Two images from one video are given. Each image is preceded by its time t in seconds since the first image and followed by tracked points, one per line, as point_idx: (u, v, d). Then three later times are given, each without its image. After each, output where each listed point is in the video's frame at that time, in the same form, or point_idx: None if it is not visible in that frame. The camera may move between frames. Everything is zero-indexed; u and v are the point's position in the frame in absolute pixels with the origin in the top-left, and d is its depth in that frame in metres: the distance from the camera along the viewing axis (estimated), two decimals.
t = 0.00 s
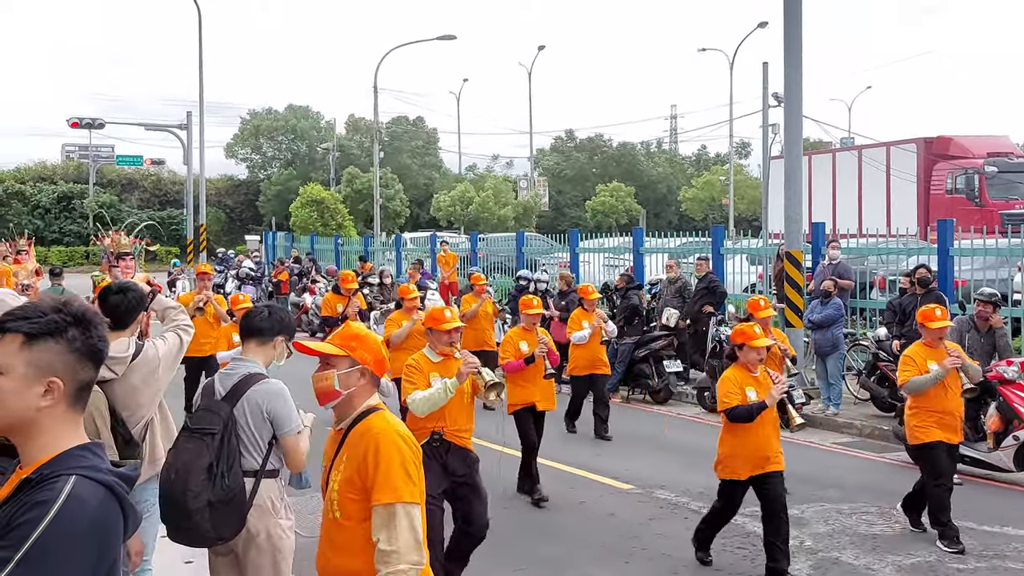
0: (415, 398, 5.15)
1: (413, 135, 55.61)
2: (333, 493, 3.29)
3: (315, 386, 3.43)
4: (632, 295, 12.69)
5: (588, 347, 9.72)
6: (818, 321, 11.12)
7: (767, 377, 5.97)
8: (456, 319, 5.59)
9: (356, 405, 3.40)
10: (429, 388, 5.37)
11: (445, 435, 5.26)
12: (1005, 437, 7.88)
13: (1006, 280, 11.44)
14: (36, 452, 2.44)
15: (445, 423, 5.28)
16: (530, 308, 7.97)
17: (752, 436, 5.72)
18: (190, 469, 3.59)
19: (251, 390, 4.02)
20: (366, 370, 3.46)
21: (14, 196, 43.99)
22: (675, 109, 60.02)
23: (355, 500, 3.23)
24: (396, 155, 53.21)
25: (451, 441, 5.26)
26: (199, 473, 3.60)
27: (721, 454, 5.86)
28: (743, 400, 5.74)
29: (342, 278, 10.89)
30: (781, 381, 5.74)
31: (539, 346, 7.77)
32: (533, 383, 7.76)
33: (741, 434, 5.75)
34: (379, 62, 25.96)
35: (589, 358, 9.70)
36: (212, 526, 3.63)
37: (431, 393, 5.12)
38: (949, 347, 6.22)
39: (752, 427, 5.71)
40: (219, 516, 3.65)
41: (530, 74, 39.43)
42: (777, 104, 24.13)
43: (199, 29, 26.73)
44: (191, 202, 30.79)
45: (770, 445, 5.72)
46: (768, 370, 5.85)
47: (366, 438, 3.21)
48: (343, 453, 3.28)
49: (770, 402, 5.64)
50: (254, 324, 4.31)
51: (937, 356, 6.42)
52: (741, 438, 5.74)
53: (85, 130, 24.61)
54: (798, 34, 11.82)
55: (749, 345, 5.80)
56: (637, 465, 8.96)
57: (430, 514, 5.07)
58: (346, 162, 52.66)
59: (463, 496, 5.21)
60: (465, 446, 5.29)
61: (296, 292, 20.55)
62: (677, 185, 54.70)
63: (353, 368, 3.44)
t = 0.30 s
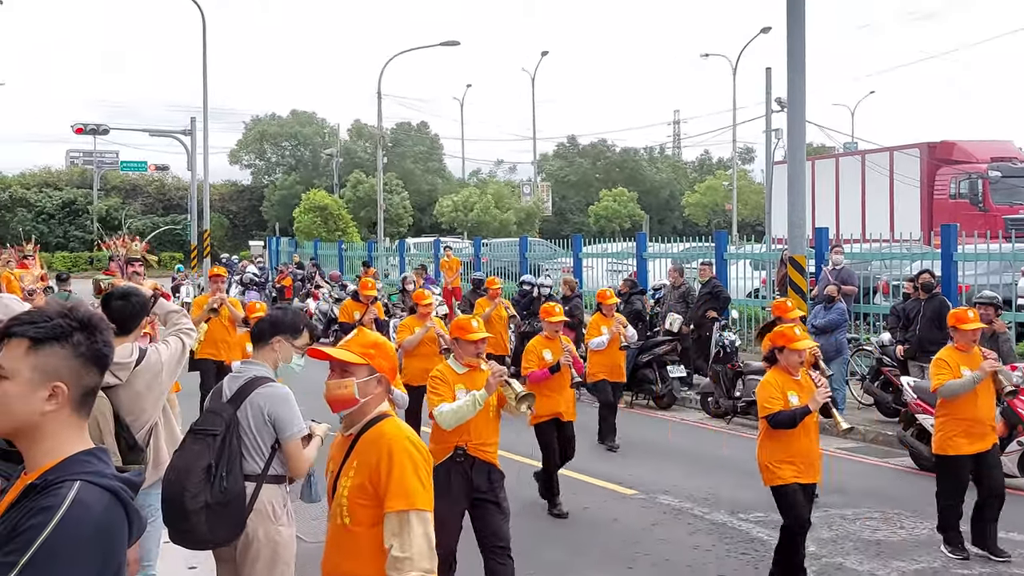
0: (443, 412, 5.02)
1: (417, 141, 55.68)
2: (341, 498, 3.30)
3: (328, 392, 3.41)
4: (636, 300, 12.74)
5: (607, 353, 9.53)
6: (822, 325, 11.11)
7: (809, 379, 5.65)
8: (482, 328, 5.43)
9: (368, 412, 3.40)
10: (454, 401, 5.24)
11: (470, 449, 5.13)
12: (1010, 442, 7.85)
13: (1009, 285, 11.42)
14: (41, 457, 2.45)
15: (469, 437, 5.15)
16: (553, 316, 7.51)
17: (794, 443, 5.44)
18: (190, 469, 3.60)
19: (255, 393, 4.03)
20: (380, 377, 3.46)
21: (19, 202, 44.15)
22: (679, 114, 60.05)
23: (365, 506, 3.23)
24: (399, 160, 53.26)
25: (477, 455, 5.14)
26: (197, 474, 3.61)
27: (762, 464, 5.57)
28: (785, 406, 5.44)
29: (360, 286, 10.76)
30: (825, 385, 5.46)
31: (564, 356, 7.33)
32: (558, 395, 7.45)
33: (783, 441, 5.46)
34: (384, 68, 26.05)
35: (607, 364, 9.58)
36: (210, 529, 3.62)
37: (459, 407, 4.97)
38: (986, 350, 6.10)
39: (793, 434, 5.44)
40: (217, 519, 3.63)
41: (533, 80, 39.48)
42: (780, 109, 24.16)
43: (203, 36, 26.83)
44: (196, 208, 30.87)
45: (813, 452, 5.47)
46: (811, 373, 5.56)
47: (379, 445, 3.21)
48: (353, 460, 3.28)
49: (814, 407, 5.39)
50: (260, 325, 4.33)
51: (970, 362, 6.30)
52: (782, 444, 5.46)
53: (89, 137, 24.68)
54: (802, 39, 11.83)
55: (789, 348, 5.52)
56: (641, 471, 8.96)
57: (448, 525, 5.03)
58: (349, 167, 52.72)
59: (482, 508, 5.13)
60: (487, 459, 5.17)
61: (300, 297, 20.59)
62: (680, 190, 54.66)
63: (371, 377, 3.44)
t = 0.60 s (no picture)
0: (478, 424, 4.96)
1: (419, 148, 55.77)
2: (356, 511, 3.28)
3: (350, 403, 3.38)
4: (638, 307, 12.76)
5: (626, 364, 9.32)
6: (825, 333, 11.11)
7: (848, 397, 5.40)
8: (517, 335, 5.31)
9: (388, 426, 3.39)
10: (490, 411, 5.18)
11: (507, 462, 5.15)
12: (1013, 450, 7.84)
13: (1012, 292, 11.40)
14: (43, 464, 2.45)
15: (506, 449, 5.18)
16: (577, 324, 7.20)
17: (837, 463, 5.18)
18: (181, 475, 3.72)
19: (252, 402, 4.01)
20: (402, 392, 3.45)
21: (22, 210, 44.24)
22: (681, 122, 60.14)
23: (381, 522, 3.22)
24: (402, 168, 53.31)
25: (515, 468, 5.15)
26: (187, 482, 3.71)
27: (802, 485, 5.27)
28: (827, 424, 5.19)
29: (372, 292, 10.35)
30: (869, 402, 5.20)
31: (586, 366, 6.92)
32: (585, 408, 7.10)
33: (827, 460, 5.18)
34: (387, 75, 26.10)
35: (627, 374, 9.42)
36: (199, 536, 3.68)
37: (494, 419, 4.92)
38: None
39: (838, 454, 5.18)
40: (205, 524, 3.69)
41: (535, 88, 39.55)
42: (782, 116, 24.18)
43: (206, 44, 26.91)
44: (199, 216, 30.92)
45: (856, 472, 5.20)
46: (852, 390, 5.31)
47: (400, 462, 3.20)
48: (371, 473, 3.27)
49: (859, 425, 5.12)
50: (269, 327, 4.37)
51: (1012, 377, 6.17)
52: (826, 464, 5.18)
53: (92, 144, 24.73)
54: (803, 46, 11.84)
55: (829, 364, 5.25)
56: (644, 478, 8.95)
57: (485, 539, 4.99)
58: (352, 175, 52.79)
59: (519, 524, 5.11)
60: (525, 470, 5.17)
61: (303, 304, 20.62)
62: (682, 197, 54.67)
63: (392, 390, 3.43)
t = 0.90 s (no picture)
0: (502, 433, 4.80)
1: (421, 154, 55.82)
2: (378, 533, 3.09)
3: (376, 419, 3.17)
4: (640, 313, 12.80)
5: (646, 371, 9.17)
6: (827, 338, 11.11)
7: (891, 403, 5.34)
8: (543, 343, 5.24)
9: (413, 444, 3.19)
10: (517, 421, 5.08)
11: (536, 474, 5.09)
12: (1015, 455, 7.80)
13: (1014, 297, 11.37)
14: (43, 470, 2.45)
15: (535, 460, 5.11)
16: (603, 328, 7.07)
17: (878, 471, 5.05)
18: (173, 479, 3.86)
19: (240, 408, 4.01)
20: (428, 408, 3.25)
21: (23, 217, 44.24)
22: (683, 128, 60.16)
23: (407, 545, 3.04)
24: (403, 173, 53.34)
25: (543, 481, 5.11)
26: (178, 485, 3.84)
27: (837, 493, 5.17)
28: (868, 430, 5.11)
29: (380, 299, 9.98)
30: (912, 408, 5.15)
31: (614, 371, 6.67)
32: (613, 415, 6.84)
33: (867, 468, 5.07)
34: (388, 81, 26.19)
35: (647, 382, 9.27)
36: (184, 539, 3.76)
37: (519, 429, 4.75)
38: None
39: (878, 460, 5.07)
40: (194, 526, 3.75)
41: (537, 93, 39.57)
42: (783, 121, 24.20)
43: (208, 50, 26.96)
44: (200, 223, 30.94)
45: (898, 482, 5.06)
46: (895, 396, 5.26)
47: (428, 484, 3.02)
48: (396, 494, 3.08)
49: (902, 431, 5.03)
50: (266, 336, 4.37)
51: None
52: (864, 472, 5.07)
53: (94, 151, 24.76)
54: (804, 51, 11.86)
55: (872, 368, 5.20)
56: (645, 483, 8.93)
57: (523, 555, 4.92)
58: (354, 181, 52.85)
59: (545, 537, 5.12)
60: (554, 483, 5.16)
61: (305, 310, 20.62)
62: (683, 203, 54.67)
63: (420, 407, 3.22)
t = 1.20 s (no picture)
0: (526, 443, 4.66)
1: (421, 156, 55.84)
2: (409, 540, 3.04)
3: (400, 425, 3.04)
4: (639, 314, 12.79)
5: (668, 375, 8.98)
6: (827, 338, 11.08)
7: (936, 413, 5.23)
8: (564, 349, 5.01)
9: (433, 448, 3.12)
10: (540, 430, 4.86)
11: (561, 485, 4.86)
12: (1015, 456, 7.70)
13: (1012, 297, 11.40)
14: (38, 470, 2.45)
15: (560, 471, 4.87)
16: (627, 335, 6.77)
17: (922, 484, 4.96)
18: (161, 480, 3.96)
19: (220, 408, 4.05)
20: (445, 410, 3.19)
21: (22, 219, 44.23)
22: (683, 129, 60.15)
23: (441, 551, 3.03)
24: (402, 175, 53.31)
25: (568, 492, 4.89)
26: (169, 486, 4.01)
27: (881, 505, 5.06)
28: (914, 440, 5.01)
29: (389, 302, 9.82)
30: (958, 417, 5.02)
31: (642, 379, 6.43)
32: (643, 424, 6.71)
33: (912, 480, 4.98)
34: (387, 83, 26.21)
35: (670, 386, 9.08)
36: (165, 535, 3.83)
37: (544, 439, 4.62)
38: None
39: (924, 472, 4.96)
40: (173, 523, 3.80)
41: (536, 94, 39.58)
42: (782, 122, 24.19)
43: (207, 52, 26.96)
44: (199, 224, 30.93)
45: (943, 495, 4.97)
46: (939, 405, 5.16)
47: (463, 489, 3.02)
48: (428, 500, 3.04)
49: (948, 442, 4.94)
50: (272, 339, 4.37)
51: None
52: (909, 484, 4.97)
53: (93, 153, 24.77)
54: (803, 53, 11.86)
55: (917, 376, 5.12)
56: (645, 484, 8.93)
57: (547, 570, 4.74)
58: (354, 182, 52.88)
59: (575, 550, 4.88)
60: (578, 495, 4.93)
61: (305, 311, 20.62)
62: (683, 204, 54.67)
63: (441, 411, 3.13)
